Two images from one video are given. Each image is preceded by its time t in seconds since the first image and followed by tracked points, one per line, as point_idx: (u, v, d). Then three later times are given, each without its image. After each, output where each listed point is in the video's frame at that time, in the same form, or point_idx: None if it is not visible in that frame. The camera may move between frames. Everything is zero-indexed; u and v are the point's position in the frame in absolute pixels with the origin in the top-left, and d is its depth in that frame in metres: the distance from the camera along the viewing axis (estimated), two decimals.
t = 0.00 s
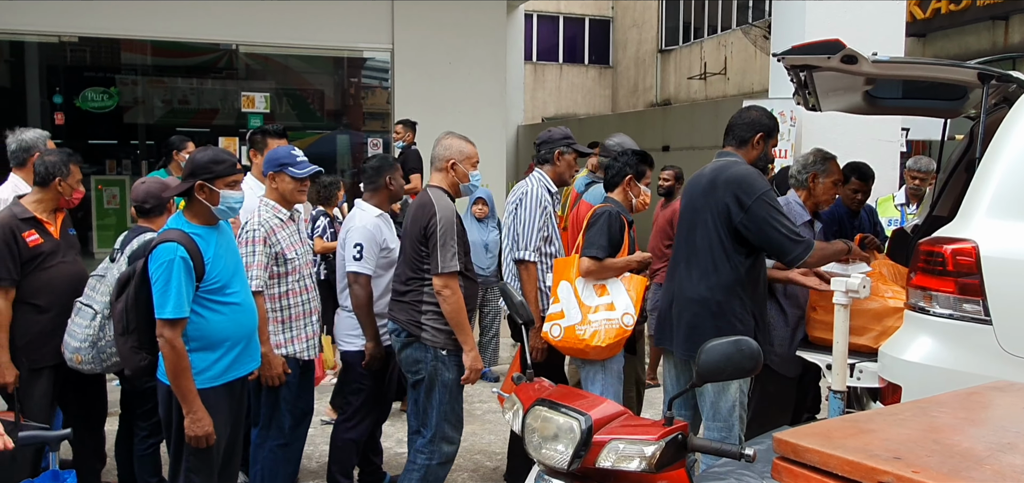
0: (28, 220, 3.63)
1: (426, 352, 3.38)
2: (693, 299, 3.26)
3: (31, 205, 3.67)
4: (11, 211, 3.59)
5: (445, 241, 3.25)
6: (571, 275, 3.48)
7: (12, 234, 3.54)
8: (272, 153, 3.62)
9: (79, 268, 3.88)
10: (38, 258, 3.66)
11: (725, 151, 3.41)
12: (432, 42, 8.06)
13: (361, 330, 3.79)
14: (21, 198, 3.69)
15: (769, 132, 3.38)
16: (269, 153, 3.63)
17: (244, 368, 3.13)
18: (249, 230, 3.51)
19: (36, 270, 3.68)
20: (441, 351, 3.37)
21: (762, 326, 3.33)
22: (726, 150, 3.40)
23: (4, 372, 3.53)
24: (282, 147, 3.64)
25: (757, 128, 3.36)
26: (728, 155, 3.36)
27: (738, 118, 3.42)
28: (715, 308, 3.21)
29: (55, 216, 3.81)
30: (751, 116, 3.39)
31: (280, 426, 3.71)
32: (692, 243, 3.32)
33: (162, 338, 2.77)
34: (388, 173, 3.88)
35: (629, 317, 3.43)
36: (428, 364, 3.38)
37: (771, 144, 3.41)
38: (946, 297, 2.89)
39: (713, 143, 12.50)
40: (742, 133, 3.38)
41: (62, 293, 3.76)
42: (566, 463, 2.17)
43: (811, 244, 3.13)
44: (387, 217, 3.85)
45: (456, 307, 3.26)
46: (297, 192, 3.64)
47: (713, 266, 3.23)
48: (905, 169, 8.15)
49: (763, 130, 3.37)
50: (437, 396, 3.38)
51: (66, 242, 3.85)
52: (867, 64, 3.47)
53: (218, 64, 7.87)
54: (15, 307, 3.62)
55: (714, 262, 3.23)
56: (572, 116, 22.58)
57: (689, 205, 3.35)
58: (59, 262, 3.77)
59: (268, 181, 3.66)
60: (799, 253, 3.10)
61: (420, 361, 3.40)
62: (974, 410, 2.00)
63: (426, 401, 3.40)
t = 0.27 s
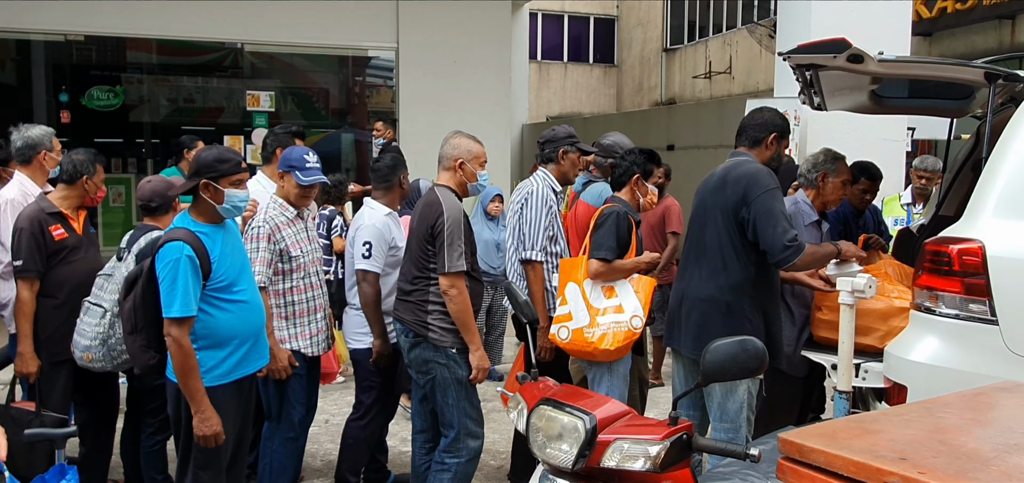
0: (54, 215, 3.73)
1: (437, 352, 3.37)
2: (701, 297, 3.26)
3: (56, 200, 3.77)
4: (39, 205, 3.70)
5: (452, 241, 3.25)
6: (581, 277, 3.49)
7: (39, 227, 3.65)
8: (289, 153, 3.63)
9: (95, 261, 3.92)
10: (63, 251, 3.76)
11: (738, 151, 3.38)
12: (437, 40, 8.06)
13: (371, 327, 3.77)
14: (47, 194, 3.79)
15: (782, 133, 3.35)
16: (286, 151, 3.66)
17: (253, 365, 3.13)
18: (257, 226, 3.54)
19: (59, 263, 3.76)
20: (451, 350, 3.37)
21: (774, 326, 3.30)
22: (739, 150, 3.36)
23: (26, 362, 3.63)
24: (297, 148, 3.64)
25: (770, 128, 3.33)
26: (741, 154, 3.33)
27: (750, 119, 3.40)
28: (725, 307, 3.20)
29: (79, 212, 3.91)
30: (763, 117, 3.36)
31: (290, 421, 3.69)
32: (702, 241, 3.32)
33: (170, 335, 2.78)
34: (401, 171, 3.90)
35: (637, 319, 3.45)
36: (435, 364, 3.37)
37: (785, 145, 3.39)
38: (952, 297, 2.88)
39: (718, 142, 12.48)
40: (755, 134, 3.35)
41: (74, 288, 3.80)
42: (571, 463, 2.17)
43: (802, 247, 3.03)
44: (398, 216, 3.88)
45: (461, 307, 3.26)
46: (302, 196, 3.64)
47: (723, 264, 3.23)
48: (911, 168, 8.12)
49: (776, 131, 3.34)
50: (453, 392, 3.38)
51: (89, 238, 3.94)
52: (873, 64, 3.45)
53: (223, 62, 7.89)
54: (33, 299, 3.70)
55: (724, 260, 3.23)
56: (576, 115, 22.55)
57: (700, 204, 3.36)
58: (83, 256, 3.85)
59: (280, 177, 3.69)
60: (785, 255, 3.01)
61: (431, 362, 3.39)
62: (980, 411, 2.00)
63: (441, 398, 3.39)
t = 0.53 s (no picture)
0: (73, 210, 3.76)
1: (448, 353, 3.37)
2: (704, 296, 3.27)
3: (75, 197, 3.81)
4: (59, 200, 3.72)
5: (465, 241, 3.24)
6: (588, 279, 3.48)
7: (59, 220, 3.67)
8: (298, 155, 3.63)
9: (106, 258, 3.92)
10: (80, 246, 3.78)
11: (747, 149, 3.35)
12: (440, 39, 8.07)
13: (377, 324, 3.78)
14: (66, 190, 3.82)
15: (793, 131, 3.33)
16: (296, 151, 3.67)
17: (258, 363, 3.13)
18: (262, 224, 3.55)
19: (75, 258, 3.78)
20: (462, 352, 3.35)
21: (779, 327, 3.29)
22: (749, 149, 3.34)
23: (49, 351, 3.66)
24: (306, 150, 3.65)
25: (781, 126, 3.31)
26: (751, 153, 3.31)
27: (761, 117, 3.36)
28: (731, 307, 3.20)
29: (94, 209, 3.93)
30: (773, 115, 3.33)
31: (295, 420, 3.69)
32: (708, 241, 3.33)
33: (175, 334, 2.79)
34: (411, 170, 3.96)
35: (644, 323, 3.47)
36: (449, 365, 3.37)
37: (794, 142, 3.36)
38: (956, 297, 2.87)
39: (721, 141, 12.46)
40: (765, 132, 3.32)
41: (86, 283, 3.81)
42: (574, 462, 2.17)
43: (778, 252, 3.02)
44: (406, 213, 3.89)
45: (474, 308, 3.25)
46: (307, 199, 3.66)
47: (727, 264, 3.23)
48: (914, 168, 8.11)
49: (787, 129, 3.32)
50: (460, 396, 3.37)
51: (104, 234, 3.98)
52: (878, 62, 3.45)
53: (226, 60, 7.89)
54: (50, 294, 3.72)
55: (728, 260, 3.23)
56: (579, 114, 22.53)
57: (707, 204, 3.36)
58: (98, 252, 3.88)
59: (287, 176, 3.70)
60: (758, 258, 3.04)
61: (442, 362, 3.39)
62: (983, 411, 2.00)
63: (451, 401, 3.40)
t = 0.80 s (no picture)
0: (106, 205, 3.83)
1: (473, 353, 3.37)
2: (724, 295, 3.24)
3: (107, 193, 3.89)
4: (93, 194, 3.79)
5: (495, 240, 3.24)
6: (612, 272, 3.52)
7: (93, 213, 3.74)
8: (319, 149, 3.66)
9: (135, 253, 3.97)
10: (110, 240, 3.83)
11: (771, 147, 3.32)
12: (459, 37, 8.08)
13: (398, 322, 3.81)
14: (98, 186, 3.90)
15: (819, 128, 3.29)
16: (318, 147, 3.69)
17: (279, 359, 3.16)
18: (286, 221, 3.55)
19: (106, 252, 3.83)
20: (490, 352, 3.36)
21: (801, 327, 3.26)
22: (773, 146, 3.31)
23: (82, 341, 3.70)
24: (327, 143, 3.67)
25: (807, 123, 3.26)
26: (774, 151, 3.28)
27: (787, 113, 3.32)
28: (754, 306, 3.17)
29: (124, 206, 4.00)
30: (800, 111, 3.28)
31: (310, 417, 3.70)
32: (730, 239, 3.30)
33: (197, 329, 2.82)
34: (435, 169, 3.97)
35: (668, 315, 3.50)
36: (477, 365, 3.37)
37: (820, 140, 3.32)
38: (982, 297, 2.83)
39: (742, 138, 12.35)
40: (790, 129, 3.29)
41: (116, 278, 3.86)
42: (594, 460, 2.16)
43: (789, 253, 2.98)
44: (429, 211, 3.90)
45: (506, 307, 3.23)
46: (332, 191, 3.67)
47: (745, 262, 3.20)
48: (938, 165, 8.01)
49: (813, 126, 3.27)
50: (483, 398, 3.38)
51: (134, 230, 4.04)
52: (903, 59, 3.41)
53: (247, 59, 7.95)
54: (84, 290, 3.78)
55: (746, 259, 3.20)
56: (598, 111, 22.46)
57: (728, 202, 3.33)
58: (127, 247, 3.94)
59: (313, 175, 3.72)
60: (768, 258, 3.01)
61: (468, 362, 3.39)
62: (1010, 413, 1.97)
63: (473, 401, 3.39)
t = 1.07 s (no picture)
0: (136, 203, 3.86)
1: (500, 353, 3.38)
2: (750, 294, 3.22)
3: (135, 190, 3.99)
4: (123, 193, 3.83)
5: (523, 240, 3.22)
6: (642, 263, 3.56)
7: (124, 212, 3.78)
8: (341, 147, 3.69)
9: (164, 251, 4.02)
10: (140, 238, 3.88)
11: (800, 144, 3.29)
12: (482, 35, 8.11)
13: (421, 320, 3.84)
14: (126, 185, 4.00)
15: (849, 126, 3.24)
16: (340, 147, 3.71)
17: (304, 355, 3.19)
18: (313, 220, 3.54)
19: (138, 249, 3.88)
20: (516, 353, 3.36)
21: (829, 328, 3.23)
22: (801, 144, 3.29)
23: (119, 339, 3.74)
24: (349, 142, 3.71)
25: (836, 121, 3.22)
26: (803, 149, 3.26)
27: (816, 110, 3.27)
28: (779, 305, 3.15)
29: (151, 203, 4.07)
30: (830, 108, 3.23)
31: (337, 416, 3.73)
32: (756, 239, 3.26)
33: (239, 314, 2.87)
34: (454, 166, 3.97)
35: (696, 308, 3.48)
36: (503, 365, 3.37)
37: (850, 137, 3.28)
38: (1015, 297, 2.78)
39: (767, 135, 12.23)
40: (819, 126, 3.24)
41: (148, 275, 3.91)
42: (617, 458, 2.16)
43: (822, 260, 2.96)
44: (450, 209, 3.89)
45: (535, 307, 3.20)
46: (361, 185, 3.67)
47: (772, 262, 3.17)
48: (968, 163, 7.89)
49: (843, 124, 3.22)
50: (508, 399, 3.37)
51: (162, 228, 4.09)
52: (933, 55, 3.37)
53: (272, 58, 8.02)
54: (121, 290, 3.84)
55: (773, 259, 3.17)
56: (620, 109, 22.37)
57: (753, 200, 3.29)
58: (157, 244, 3.99)
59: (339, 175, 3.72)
60: (801, 263, 2.97)
61: (494, 362, 3.40)
62: None
63: (497, 401, 3.40)
